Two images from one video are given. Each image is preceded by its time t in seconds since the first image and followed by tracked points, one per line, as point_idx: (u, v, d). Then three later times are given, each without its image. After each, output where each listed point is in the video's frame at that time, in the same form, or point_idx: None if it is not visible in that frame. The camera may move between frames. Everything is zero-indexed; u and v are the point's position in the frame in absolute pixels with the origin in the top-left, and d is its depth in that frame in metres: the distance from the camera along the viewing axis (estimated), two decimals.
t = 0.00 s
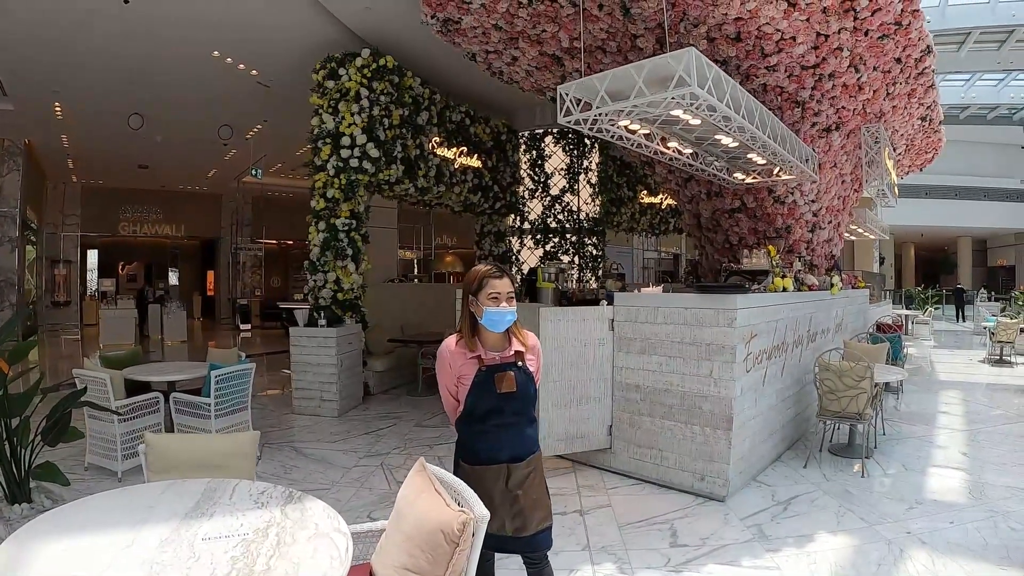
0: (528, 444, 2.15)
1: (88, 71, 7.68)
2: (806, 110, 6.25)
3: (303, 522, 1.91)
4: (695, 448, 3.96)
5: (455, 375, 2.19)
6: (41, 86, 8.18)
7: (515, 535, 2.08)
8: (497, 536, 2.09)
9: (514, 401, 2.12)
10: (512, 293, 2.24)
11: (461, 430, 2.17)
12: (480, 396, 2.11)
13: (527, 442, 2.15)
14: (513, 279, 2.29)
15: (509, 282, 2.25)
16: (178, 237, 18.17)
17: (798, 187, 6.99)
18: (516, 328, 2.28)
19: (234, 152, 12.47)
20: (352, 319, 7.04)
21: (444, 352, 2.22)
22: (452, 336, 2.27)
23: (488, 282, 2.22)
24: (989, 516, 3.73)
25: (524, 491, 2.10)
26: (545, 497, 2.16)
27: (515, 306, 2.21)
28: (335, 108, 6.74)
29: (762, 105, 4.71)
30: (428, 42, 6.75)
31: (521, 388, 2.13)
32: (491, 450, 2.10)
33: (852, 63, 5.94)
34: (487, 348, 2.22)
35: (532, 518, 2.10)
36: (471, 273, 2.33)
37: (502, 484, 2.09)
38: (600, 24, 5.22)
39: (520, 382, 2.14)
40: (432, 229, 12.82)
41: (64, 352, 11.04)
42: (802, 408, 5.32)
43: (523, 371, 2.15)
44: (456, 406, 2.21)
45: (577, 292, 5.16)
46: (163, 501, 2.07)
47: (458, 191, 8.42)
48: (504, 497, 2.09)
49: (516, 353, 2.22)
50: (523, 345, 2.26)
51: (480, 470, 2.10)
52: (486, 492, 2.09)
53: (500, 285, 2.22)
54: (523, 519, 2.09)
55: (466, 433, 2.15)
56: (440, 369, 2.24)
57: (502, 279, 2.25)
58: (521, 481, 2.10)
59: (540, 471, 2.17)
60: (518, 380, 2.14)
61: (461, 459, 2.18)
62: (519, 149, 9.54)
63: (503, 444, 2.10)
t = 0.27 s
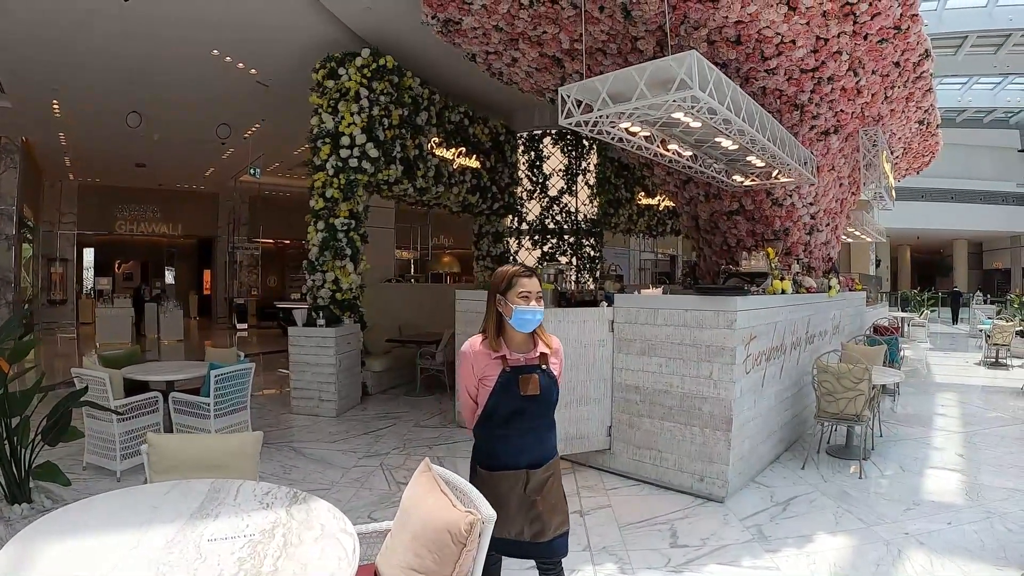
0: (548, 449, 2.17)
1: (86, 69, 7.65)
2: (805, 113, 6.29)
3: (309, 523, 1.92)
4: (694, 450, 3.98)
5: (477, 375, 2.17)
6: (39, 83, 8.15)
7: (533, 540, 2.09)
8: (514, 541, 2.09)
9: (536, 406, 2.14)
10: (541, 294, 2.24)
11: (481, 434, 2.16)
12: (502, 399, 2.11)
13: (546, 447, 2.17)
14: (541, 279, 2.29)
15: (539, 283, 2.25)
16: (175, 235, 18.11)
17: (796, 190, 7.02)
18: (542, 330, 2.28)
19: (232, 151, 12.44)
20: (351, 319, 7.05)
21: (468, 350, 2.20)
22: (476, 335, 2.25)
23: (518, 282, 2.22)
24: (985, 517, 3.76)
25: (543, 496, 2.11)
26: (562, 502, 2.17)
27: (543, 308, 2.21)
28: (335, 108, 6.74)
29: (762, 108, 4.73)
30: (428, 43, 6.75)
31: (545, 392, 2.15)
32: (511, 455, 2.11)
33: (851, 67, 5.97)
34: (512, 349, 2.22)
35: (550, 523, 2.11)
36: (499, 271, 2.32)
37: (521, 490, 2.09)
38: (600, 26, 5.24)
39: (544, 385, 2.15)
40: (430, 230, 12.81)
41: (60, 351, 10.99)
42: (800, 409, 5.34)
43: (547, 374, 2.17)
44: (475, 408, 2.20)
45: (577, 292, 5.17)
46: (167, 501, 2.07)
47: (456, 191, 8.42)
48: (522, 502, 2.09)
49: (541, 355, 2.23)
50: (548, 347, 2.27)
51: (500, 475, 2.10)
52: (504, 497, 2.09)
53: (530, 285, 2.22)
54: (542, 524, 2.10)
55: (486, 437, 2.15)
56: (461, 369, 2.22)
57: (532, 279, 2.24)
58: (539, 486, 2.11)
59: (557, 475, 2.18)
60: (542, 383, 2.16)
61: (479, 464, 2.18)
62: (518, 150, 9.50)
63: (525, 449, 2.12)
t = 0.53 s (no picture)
0: (577, 453, 2.17)
1: (87, 67, 7.64)
2: (805, 116, 6.31)
3: (310, 525, 1.92)
4: (693, 452, 3.98)
5: (508, 375, 2.12)
6: (39, 82, 8.14)
7: (563, 549, 2.07)
8: (544, 550, 2.06)
9: (569, 409, 2.12)
10: (575, 296, 2.23)
11: (510, 437, 2.11)
12: (539, 399, 2.07)
13: (576, 451, 2.16)
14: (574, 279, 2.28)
15: (574, 285, 2.24)
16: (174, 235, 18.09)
17: (795, 193, 7.05)
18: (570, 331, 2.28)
19: (231, 151, 12.44)
20: (350, 320, 7.05)
21: (499, 348, 2.14)
22: (507, 333, 2.20)
23: (556, 281, 2.21)
24: (983, 520, 3.77)
25: (575, 502, 2.10)
26: (587, 508, 2.18)
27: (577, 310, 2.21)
28: (335, 108, 6.75)
29: (762, 112, 4.74)
30: (429, 43, 6.75)
31: (578, 392, 2.14)
32: (545, 460, 2.08)
33: (851, 71, 5.99)
34: (543, 348, 2.19)
35: (578, 531, 2.11)
36: (531, 270, 2.28)
37: (556, 496, 2.06)
38: (601, 28, 5.25)
39: (577, 385, 2.14)
40: (429, 231, 12.81)
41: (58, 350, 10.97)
42: (798, 411, 5.35)
43: (578, 375, 2.16)
44: (505, 410, 2.14)
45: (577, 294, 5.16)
46: (168, 503, 2.07)
47: (456, 193, 8.43)
48: (555, 510, 2.06)
49: (570, 354, 2.22)
50: (576, 346, 2.27)
51: (534, 482, 2.05)
52: (538, 506, 2.06)
53: (566, 286, 2.21)
54: (572, 531, 2.09)
55: (517, 441, 2.10)
56: (490, 366, 2.15)
57: (567, 279, 2.24)
58: (572, 492, 2.09)
59: (585, 481, 2.17)
60: (574, 383, 2.15)
61: (508, 469, 2.12)
62: (518, 151, 9.47)
63: (558, 454, 2.10)
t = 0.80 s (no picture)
0: (601, 456, 2.18)
1: (89, 66, 7.64)
2: (807, 119, 6.30)
3: (309, 525, 1.91)
4: (693, 454, 3.98)
5: (538, 377, 2.09)
6: (42, 80, 8.14)
7: (586, 553, 2.11)
8: (571, 555, 2.08)
9: (599, 412, 2.11)
10: (595, 295, 2.24)
11: (538, 441, 2.08)
12: (573, 404, 2.05)
13: (600, 453, 2.18)
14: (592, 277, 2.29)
15: (593, 283, 2.25)
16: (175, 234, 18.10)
17: (798, 196, 7.04)
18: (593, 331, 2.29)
19: (233, 150, 12.45)
20: (351, 320, 7.05)
21: (528, 352, 2.12)
22: (533, 336, 2.18)
23: (574, 281, 2.21)
24: (984, 524, 3.75)
25: (599, 506, 2.13)
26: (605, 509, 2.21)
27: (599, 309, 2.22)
28: (337, 108, 6.75)
29: (764, 114, 4.74)
30: (432, 44, 6.75)
31: (606, 394, 2.14)
32: (575, 465, 2.08)
33: (854, 73, 5.98)
34: (570, 350, 2.18)
35: (599, 534, 2.16)
36: (549, 271, 2.29)
37: (584, 501, 2.08)
38: (604, 29, 5.24)
39: (605, 387, 2.14)
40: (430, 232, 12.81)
41: (58, 348, 10.98)
42: (799, 414, 5.34)
43: (605, 375, 2.17)
44: (534, 414, 2.11)
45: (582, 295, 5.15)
46: (168, 502, 2.06)
47: (457, 193, 8.43)
48: (583, 514, 2.09)
49: (596, 356, 2.23)
50: (599, 347, 2.28)
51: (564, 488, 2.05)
52: (567, 511, 2.06)
53: (586, 285, 2.22)
54: (595, 534, 2.13)
55: (546, 445, 2.07)
56: (519, 370, 2.11)
57: (586, 278, 2.24)
58: (598, 496, 2.12)
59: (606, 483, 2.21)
60: (602, 385, 2.15)
61: (536, 476, 2.09)
62: (519, 152, 9.55)
63: (586, 457, 2.10)
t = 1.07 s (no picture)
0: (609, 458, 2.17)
1: (92, 64, 7.65)
2: (810, 119, 6.28)
3: (305, 524, 1.90)
4: (694, 455, 3.96)
5: (552, 377, 2.06)
6: (45, 78, 8.16)
7: (591, 556, 2.13)
8: (576, 559, 2.10)
9: (611, 415, 2.10)
10: (606, 291, 2.21)
11: (548, 444, 2.05)
12: (587, 406, 2.03)
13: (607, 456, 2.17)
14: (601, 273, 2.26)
15: (603, 279, 2.22)
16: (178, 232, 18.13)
17: (801, 196, 7.00)
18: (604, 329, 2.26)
19: (236, 149, 12.46)
20: (352, 319, 7.05)
21: (542, 350, 2.08)
22: (546, 336, 2.14)
23: (583, 277, 2.17)
24: (986, 527, 3.73)
25: (605, 509, 2.14)
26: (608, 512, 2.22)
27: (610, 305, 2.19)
28: (339, 107, 6.74)
29: (766, 114, 4.72)
30: (434, 43, 6.75)
31: (618, 395, 2.12)
32: (585, 469, 2.07)
33: (858, 74, 5.95)
34: (582, 350, 2.15)
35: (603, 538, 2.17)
36: (557, 269, 2.24)
37: (593, 505, 2.08)
38: (606, 29, 5.23)
39: (617, 388, 2.13)
40: (432, 232, 12.81)
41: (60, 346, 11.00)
42: (801, 415, 5.32)
43: (617, 376, 2.15)
44: (545, 415, 2.08)
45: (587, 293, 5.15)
46: (165, 500, 2.05)
47: (459, 193, 8.41)
48: (591, 519, 2.09)
49: (607, 357, 2.21)
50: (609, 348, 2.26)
51: (576, 493, 2.04)
52: (576, 517, 2.06)
53: (596, 280, 2.18)
54: (600, 538, 2.15)
55: (557, 449, 2.04)
56: (533, 369, 2.07)
57: (595, 273, 2.20)
58: (605, 500, 2.12)
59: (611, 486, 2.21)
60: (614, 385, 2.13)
61: (545, 479, 2.07)
62: (521, 152, 9.55)
63: (597, 461, 2.09)
